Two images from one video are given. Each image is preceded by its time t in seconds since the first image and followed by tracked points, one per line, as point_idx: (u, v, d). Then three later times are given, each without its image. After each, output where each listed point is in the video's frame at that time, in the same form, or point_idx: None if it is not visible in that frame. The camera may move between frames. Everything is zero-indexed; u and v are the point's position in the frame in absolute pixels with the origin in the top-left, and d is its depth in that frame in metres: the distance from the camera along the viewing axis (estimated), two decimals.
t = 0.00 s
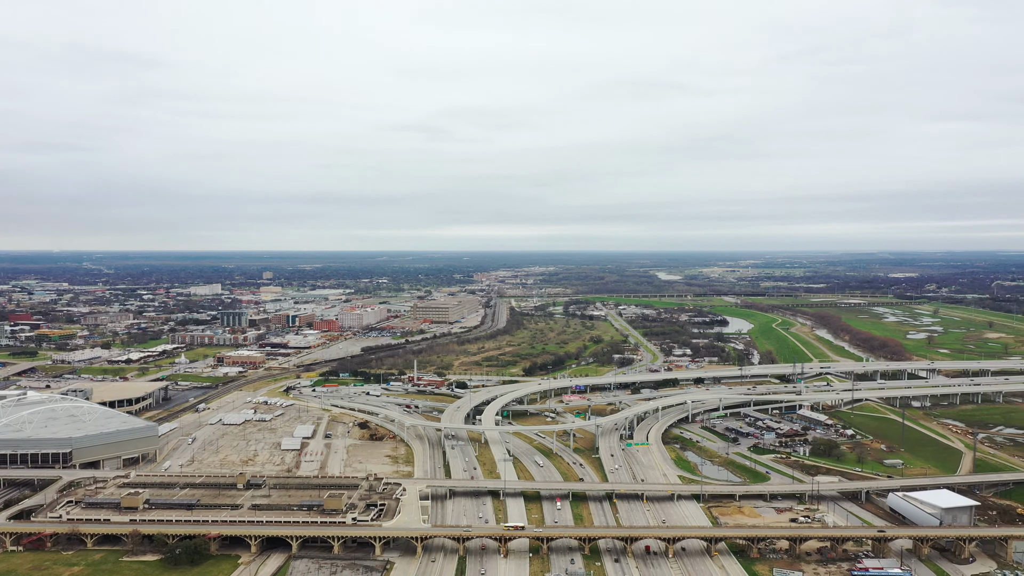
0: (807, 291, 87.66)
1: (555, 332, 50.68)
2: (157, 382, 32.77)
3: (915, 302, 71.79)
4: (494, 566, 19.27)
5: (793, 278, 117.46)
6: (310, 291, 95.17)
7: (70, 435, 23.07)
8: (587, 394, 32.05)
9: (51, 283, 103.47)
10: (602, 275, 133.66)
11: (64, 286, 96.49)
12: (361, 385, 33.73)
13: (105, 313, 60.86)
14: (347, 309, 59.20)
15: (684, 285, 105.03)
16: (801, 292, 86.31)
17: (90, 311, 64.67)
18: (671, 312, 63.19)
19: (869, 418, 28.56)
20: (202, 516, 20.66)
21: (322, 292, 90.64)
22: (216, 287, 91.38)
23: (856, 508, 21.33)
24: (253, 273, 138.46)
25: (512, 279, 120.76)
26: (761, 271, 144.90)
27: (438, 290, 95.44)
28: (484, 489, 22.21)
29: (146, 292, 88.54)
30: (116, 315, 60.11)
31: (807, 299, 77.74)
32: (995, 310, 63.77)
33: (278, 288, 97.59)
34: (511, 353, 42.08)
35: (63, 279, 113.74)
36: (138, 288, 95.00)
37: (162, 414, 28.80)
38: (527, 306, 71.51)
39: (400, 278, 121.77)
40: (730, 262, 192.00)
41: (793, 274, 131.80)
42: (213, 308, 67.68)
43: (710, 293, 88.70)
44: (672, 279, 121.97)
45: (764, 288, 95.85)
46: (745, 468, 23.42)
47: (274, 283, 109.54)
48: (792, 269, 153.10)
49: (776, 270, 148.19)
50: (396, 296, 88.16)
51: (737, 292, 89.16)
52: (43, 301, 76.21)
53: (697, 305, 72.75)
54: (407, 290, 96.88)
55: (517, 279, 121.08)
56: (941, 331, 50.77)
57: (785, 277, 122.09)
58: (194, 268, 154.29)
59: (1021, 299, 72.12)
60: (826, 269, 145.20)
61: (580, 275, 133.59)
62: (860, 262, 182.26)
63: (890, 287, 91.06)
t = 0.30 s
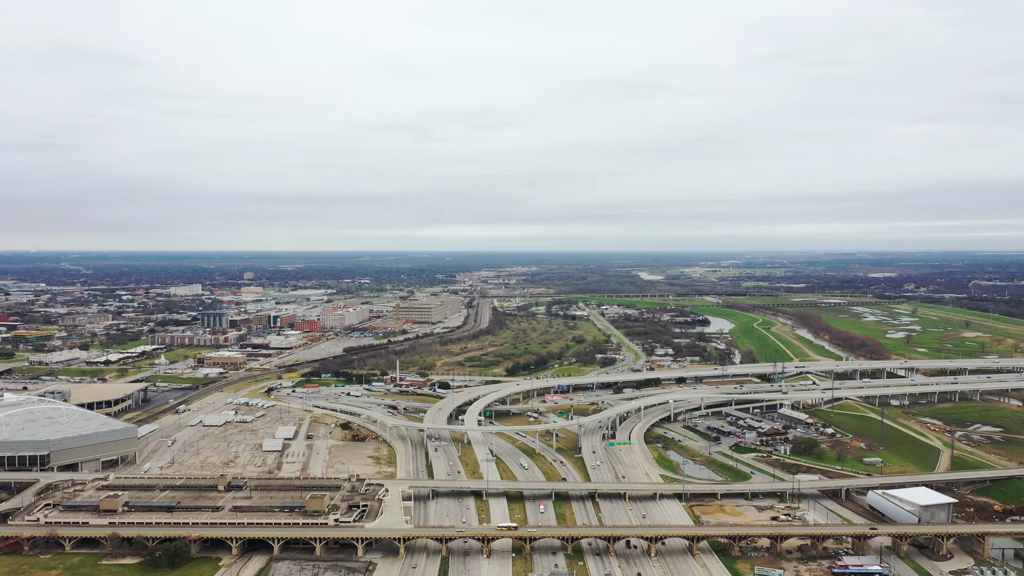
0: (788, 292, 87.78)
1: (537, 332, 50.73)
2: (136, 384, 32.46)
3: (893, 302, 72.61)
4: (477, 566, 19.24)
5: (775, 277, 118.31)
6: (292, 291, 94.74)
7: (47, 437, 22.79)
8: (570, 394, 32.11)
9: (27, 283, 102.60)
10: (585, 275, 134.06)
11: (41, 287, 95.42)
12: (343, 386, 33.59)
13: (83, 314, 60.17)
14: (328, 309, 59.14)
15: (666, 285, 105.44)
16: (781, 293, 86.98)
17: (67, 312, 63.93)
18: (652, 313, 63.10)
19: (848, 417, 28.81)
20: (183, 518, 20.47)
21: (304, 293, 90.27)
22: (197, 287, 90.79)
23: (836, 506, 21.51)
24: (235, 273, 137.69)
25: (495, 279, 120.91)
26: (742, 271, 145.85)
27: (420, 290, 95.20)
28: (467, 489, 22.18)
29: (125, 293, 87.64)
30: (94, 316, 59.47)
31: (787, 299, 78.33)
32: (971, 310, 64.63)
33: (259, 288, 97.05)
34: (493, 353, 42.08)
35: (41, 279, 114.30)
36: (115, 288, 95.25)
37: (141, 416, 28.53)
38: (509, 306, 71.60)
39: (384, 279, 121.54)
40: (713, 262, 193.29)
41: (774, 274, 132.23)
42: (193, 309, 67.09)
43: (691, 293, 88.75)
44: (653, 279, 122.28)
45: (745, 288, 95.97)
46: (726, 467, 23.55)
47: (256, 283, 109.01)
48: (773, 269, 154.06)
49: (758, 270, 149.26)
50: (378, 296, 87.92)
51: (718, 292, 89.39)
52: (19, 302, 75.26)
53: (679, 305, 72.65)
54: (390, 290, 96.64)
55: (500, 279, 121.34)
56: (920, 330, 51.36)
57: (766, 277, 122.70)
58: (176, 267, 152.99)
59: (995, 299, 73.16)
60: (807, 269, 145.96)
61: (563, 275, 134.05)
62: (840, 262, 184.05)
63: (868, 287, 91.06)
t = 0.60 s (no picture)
0: (768, 292, 88.17)
1: (519, 332, 50.77)
2: (115, 385, 32.15)
3: (872, 302, 73.21)
4: (460, 567, 19.19)
5: (755, 277, 118.93)
6: (273, 291, 94.21)
7: (24, 440, 22.50)
8: (552, 394, 32.14)
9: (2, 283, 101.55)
10: (567, 275, 134.27)
11: (17, 287, 94.35)
12: (325, 387, 33.45)
13: (60, 315, 59.47)
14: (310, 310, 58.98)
15: (645, 285, 105.77)
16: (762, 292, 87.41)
17: (44, 313, 63.18)
18: (634, 313, 63.16)
19: (829, 415, 29.02)
20: (162, 520, 20.26)
21: (286, 293, 89.85)
22: (177, 287, 90.14)
23: (817, 504, 21.66)
24: (218, 273, 136.73)
25: (477, 279, 121.11)
26: (725, 271, 146.39)
27: (403, 290, 95.00)
28: (450, 490, 22.13)
29: (104, 293, 86.82)
30: (72, 317, 58.83)
31: (768, 299, 78.80)
32: (948, 310, 65.30)
33: (241, 288, 96.44)
34: (476, 353, 42.07)
35: (17, 279, 113.99)
36: (94, 288, 95.15)
37: (121, 417, 28.28)
38: (492, 306, 71.61)
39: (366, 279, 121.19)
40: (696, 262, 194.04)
41: (754, 274, 133.00)
42: (173, 310, 66.55)
43: (673, 293, 89.11)
44: (636, 279, 122.65)
45: (726, 288, 96.17)
46: (708, 466, 23.66)
47: (239, 283, 108.26)
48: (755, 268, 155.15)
49: (740, 270, 150.08)
50: (360, 296, 87.68)
51: (700, 292, 89.68)
52: None
53: (660, 305, 72.89)
54: (372, 290, 96.37)
55: (483, 279, 121.42)
56: (899, 329, 51.86)
57: (747, 277, 123.40)
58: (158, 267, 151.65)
59: (972, 298, 73.94)
60: (788, 269, 146.86)
61: (546, 275, 134.17)
62: (821, 262, 185.31)
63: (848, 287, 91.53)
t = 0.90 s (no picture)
0: (750, 292, 88.73)
1: (502, 332, 50.82)
2: (93, 387, 31.83)
3: (852, 301, 73.87)
4: (443, 568, 19.14)
5: (737, 277, 119.64)
6: (255, 291, 93.69)
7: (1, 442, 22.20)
8: (535, 394, 32.17)
9: None
10: (548, 275, 134.66)
11: None
12: (306, 388, 33.30)
13: (38, 316, 58.78)
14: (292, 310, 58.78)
15: (629, 285, 106.23)
16: (743, 292, 87.92)
17: (21, 313, 62.43)
18: (617, 313, 63.35)
19: (809, 414, 29.25)
20: (142, 523, 20.06)
21: (267, 293, 89.39)
22: (156, 287, 89.36)
23: (798, 503, 21.80)
24: (200, 273, 135.80)
25: (459, 279, 121.54)
26: (707, 271, 147.23)
27: (386, 291, 94.79)
28: (433, 490, 22.09)
29: (81, 293, 85.99)
30: (50, 318, 58.19)
31: (750, 299, 79.33)
32: (926, 309, 66.00)
33: (222, 289, 95.86)
34: (459, 353, 42.06)
35: None
36: (73, 288, 95.12)
37: (99, 419, 28.02)
38: (475, 306, 71.63)
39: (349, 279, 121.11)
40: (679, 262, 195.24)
41: (735, 274, 134.09)
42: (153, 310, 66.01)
43: (656, 293, 89.61)
44: (618, 279, 123.21)
45: (708, 288, 96.72)
46: (690, 466, 23.77)
47: (221, 284, 107.49)
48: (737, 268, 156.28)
49: (721, 270, 151.07)
50: (343, 296, 87.47)
51: (682, 292, 90.11)
52: None
53: (643, 305, 73.16)
54: (354, 291, 96.11)
55: (466, 279, 121.35)
56: (878, 328, 52.40)
57: (729, 277, 124.24)
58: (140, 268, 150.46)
59: (949, 298, 74.82)
60: (769, 269, 148.05)
61: (528, 275, 134.53)
62: (801, 262, 187.02)
63: (829, 287, 92.16)
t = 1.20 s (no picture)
0: (731, 292, 88.96)
1: (485, 332, 50.86)
2: (71, 388, 31.50)
3: (832, 301, 74.45)
4: (426, 568, 19.08)
5: (719, 277, 120.43)
6: (236, 292, 93.09)
7: None
8: (518, 394, 32.19)
9: None
10: (530, 275, 135.28)
11: None
12: (288, 388, 33.11)
13: (15, 317, 58.09)
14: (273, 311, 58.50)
15: (612, 285, 106.64)
16: (724, 292, 88.41)
17: None
18: (600, 313, 63.52)
19: (790, 413, 29.47)
20: (122, 526, 19.85)
21: (249, 293, 88.88)
22: (136, 288, 88.48)
23: (779, 501, 21.93)
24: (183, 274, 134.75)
25: (441, 279, 121.83)
26: (689, 271, 148.32)
27: (369, 292, 94.52)
28: (415, 491, 22.03)
29: (58, 294, 85.04)
30: (28, 319, 57.47)
31: (731, 298, 79.74)
32: (904, 309, 66.70)
33: (204, 290, 95.16)
34: (442, 354, 42.05)
35: None
36: (52, 287, 94.83)
37: (78, 421, 27.72)
38: (457, 307, 71.63)
39: (331, 279, 121.39)
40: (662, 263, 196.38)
41: (716, 274, 134.83)
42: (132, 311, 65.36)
43: (638, 293, 89.96)
44: (602, 279, 123.77)
45: (690, 288, 97.12)
46: (672, 465, 23.87)
47: (202, 284, 106.61)
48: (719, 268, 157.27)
49: (703, 270, 152.13)
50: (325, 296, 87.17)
51: (664, 292, 90.31)
52: None
53: (626, 305, 73.37)
54: (337, 291, 95.76)
55: (449, 279, 121.51)
56: (857, 328, 52.93)
57: (711, 277, 124.94)
58: (121, 269, 148.91)
59: (926, 297, 75.62)
60: (751, 269, 149.05)
61: (511, 275, 135.07)
62: (780, 262, 188.80)
63: (810, 287, 92.54)
